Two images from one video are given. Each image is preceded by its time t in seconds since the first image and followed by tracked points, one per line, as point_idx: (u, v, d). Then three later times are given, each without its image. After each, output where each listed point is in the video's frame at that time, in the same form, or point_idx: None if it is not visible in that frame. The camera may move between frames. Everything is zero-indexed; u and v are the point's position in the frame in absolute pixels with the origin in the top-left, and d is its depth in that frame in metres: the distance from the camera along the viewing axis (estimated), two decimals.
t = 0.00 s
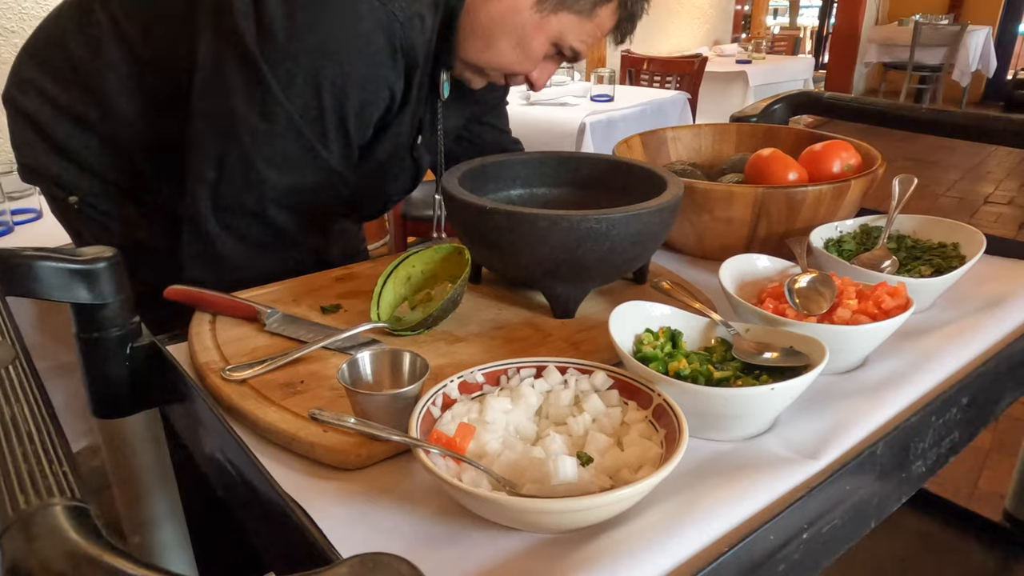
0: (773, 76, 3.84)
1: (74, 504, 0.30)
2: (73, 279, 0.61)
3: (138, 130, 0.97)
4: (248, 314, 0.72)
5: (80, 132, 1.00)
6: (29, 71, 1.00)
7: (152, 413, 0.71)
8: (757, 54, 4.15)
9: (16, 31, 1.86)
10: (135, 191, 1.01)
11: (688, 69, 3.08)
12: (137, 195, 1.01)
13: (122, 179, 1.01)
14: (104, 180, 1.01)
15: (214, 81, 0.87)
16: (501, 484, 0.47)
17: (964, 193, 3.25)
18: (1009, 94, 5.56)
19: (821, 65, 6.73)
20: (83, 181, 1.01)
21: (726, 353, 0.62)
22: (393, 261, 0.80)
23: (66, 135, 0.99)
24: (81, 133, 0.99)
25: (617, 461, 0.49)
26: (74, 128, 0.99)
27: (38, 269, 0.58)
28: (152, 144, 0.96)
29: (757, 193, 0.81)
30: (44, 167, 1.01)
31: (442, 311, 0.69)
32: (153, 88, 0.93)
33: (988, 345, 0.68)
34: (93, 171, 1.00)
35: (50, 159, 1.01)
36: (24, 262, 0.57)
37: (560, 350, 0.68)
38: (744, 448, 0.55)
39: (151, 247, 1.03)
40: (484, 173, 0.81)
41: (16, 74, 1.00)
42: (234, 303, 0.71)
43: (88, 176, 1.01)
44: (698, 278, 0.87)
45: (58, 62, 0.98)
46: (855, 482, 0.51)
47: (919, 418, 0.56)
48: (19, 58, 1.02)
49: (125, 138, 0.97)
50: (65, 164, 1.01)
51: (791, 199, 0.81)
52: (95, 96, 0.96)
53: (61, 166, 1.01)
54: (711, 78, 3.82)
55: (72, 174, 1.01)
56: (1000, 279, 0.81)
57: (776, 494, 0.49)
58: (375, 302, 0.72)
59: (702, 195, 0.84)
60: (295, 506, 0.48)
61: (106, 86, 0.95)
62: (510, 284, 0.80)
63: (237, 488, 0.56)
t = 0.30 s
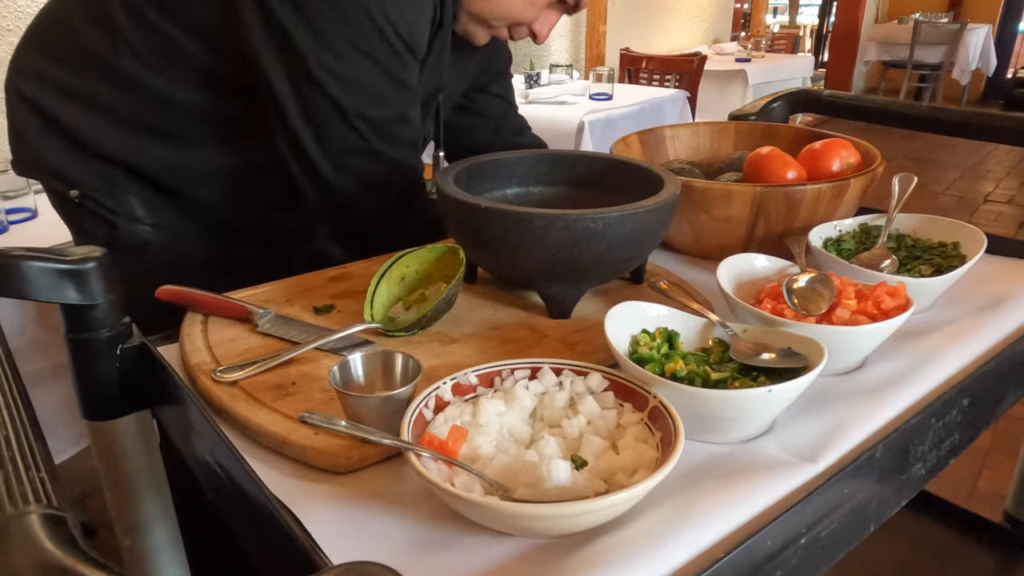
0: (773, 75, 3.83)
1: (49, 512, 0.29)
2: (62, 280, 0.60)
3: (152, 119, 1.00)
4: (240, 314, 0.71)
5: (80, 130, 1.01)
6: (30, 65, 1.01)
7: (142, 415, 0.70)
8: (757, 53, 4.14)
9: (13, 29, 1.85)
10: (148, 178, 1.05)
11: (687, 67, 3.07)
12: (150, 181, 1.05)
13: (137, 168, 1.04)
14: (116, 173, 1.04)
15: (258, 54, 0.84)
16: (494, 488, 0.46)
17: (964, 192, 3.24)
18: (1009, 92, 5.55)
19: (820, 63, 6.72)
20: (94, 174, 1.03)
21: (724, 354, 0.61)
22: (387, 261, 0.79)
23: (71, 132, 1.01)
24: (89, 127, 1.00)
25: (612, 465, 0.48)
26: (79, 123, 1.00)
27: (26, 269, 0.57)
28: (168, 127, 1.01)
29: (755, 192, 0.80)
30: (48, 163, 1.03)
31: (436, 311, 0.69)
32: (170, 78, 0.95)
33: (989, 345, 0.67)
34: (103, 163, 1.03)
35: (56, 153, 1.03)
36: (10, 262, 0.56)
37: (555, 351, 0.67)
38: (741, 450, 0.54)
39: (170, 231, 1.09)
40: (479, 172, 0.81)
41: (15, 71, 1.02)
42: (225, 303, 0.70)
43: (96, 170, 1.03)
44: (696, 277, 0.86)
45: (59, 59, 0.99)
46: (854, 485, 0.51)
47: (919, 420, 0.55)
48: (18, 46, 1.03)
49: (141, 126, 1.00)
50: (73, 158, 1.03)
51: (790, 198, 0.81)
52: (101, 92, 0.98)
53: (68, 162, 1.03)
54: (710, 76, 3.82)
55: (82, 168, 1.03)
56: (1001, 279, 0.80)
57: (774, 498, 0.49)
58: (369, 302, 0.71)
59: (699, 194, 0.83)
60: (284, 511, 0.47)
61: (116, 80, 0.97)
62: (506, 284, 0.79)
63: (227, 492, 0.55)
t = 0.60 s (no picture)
0: (773, 75, 3.83)
1: (43, 513, 0.29)
2: (60, 279, 0.60)
3: (174, 102, 0.98)
4: (238, 314, 0.71)
5: (102, 116, 1.01)
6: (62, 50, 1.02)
7: (141, 415, 0.70)
8: (758, 52, 4.14)
9: (13, 29, 1.85)
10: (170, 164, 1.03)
11: (688, 67, 3.07)
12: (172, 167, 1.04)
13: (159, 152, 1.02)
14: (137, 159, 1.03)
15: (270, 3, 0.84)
16: (493, 489, 0.45)
17: (966, 191, 3.23)
18: (1009, 92, 5.54)
19: (820, 63, 6.72)
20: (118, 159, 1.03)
21: (724, 354, 0.61)
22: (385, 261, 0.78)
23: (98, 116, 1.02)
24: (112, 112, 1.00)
25: (612, 465, 0.48)
26: (105, 108, 1.00)
27: (22, 269, 0.58)
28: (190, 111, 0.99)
29: (756, 191, 0.80)
30: (73, 145, 1.03)
31: (435, 311, 0.68)
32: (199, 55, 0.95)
33: (990, 346, 0.67)
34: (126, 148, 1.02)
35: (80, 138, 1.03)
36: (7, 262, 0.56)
37: (555, 351, 0.67)
38: (742, 451, 0.53)
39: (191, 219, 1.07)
40: (478, 172, 0.80)
41: (47, 57, 1.03)
42: (224, 303, 0.70)
43: (118, 156, 1.02)
44: (697, 277, 0.85)
45: (92, 46, 1.00)
46: (856, 486, 0.50)
47: (920, 421, 0.55)
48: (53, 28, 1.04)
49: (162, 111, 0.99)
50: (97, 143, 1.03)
51: (791, 197, 0.80)
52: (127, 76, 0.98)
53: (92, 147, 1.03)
54: (711, 76, 3.81)
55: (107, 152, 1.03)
56: (1003, 278, 0.80)
57: (775, 498, 0.48)
58: (367, 302, 0.71)
59: (700, 193, 0.82)
60: (282, 512, 0.47)
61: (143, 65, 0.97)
62: (505, 284, 0.79)
63: (225, 492, 0.55)
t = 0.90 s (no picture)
0: (775, 72, 3.81)
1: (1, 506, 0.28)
2: (41, 270, 0.59)
3: (174, 79, 0.95)
4: (224, 307, 0.70)
5: (102, 96, 1.00)
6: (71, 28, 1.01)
7: (127, 410, 0.68)
8: (759, 50, 4.12)
9: (8, 25, 1.84)
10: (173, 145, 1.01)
11: (688, 64, 3.05)
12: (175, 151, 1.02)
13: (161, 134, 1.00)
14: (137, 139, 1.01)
15: None
16: (477, 483, 0.44)
17: (968, 189, 3.22)
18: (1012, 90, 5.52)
19: (822, 62, 6.70)
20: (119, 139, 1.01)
21: (717, 347, 0.60)
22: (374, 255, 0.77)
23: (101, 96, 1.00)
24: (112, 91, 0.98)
25: (599, 459, 0.47)
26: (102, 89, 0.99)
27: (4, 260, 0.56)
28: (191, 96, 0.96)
29: (752, 183, 0.78)
30: (79, 125, 1.02)
31: (423, 304, 0.67)
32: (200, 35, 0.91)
33: (988, 340, 0.66)
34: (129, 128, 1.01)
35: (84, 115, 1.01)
36: None
37: (545, 345, 0.66)
38: (733, 446, 0.52)
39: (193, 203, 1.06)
40: (470, 164, 0.79)
41: (55, 37, 1.02)
42: (209, 296, 0.69)
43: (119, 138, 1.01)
44: (691, 271, 0.84)
45: (97, 23, 0.97)
46: (849, 481, 0.49)
47: (916, 415, 0.54)
48: None
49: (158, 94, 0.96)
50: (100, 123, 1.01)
51: (787, 190, 0.79)
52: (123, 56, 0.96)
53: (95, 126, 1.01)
54: (712, 73, 3.79)
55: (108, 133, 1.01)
56: (1003, 273, 0.78)
57: (766, 493, 0.47)
58: (356, 295, 0.70)
59: (695, 186, 0.81)
60: (262, 507, 0.46)
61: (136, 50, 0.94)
62: (496, 278, 0.78)
63: (206, 487, 0.54)
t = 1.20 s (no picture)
0: (780, 75, 3.80)
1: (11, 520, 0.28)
2: (50, 278, 0.60)
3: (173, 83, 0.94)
4: (232, 314, 0.70)
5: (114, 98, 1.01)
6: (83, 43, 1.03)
7: (133, 414, 0.69)
8: (765, 53, 4.12)
9: (17, 28, 1.85)
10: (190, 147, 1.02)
11: (694, 68, 3.06)
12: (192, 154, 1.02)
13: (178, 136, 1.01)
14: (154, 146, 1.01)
15: None
16: (483, 493, 0.45)
17: (975, 193, 3.21)
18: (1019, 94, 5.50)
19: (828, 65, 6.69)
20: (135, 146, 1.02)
21: (723, 356, 0.60)
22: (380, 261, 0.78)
23: (114, 104, 1.01)
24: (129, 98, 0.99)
25: (605, 469, 0.47)
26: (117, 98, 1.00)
27: (14, 268, 0.58)
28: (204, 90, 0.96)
29: (757, 191, 0.78)
30: (94, 130, 1.03)
31: (429, 312, 0.68)
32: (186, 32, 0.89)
33: (994, 350, 0.66)
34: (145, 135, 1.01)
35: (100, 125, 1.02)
36: None
37: (551, 353, 0.66)
38: (739, 455, 0.52)
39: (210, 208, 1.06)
40: (475, 171, 0.79)
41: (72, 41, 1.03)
42: (216, 302, 0.69)
43: (133, 145, 1.01)
44: (697, 278, 0.84)
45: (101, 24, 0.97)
46: (854, 491, 0.49)
47: (922, 425, 0.54)
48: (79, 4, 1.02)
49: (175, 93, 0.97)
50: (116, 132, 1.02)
51: (792, 197, 0.79)
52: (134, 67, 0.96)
53: (112, 135, 1.02)
54: (718, 76, 3.79)
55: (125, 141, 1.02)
56: (1009, 281, 0.78)
57: (772, 504, 0.47)
58: (362, 302, 0.70)
59: (701, 193, 0.81)
60: (269, 515, 0.46)
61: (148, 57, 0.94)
62: (502, 284, 0.78)
63: (214, 494, 0.54)
